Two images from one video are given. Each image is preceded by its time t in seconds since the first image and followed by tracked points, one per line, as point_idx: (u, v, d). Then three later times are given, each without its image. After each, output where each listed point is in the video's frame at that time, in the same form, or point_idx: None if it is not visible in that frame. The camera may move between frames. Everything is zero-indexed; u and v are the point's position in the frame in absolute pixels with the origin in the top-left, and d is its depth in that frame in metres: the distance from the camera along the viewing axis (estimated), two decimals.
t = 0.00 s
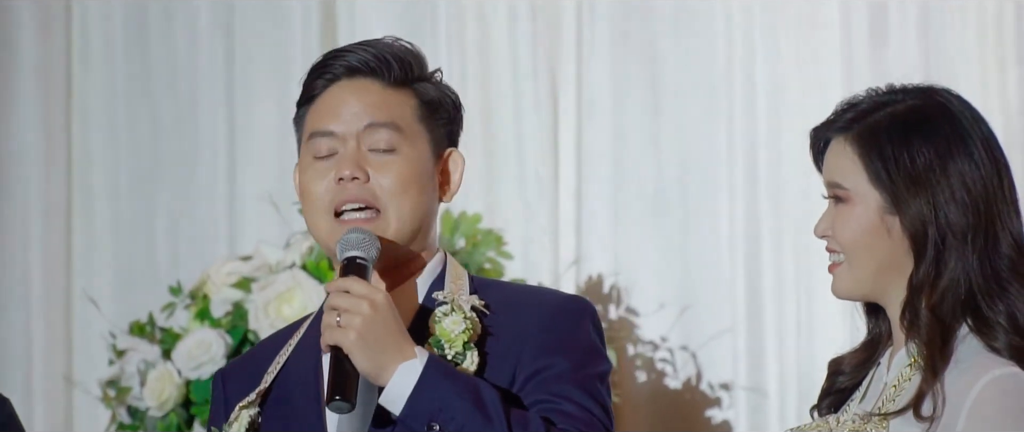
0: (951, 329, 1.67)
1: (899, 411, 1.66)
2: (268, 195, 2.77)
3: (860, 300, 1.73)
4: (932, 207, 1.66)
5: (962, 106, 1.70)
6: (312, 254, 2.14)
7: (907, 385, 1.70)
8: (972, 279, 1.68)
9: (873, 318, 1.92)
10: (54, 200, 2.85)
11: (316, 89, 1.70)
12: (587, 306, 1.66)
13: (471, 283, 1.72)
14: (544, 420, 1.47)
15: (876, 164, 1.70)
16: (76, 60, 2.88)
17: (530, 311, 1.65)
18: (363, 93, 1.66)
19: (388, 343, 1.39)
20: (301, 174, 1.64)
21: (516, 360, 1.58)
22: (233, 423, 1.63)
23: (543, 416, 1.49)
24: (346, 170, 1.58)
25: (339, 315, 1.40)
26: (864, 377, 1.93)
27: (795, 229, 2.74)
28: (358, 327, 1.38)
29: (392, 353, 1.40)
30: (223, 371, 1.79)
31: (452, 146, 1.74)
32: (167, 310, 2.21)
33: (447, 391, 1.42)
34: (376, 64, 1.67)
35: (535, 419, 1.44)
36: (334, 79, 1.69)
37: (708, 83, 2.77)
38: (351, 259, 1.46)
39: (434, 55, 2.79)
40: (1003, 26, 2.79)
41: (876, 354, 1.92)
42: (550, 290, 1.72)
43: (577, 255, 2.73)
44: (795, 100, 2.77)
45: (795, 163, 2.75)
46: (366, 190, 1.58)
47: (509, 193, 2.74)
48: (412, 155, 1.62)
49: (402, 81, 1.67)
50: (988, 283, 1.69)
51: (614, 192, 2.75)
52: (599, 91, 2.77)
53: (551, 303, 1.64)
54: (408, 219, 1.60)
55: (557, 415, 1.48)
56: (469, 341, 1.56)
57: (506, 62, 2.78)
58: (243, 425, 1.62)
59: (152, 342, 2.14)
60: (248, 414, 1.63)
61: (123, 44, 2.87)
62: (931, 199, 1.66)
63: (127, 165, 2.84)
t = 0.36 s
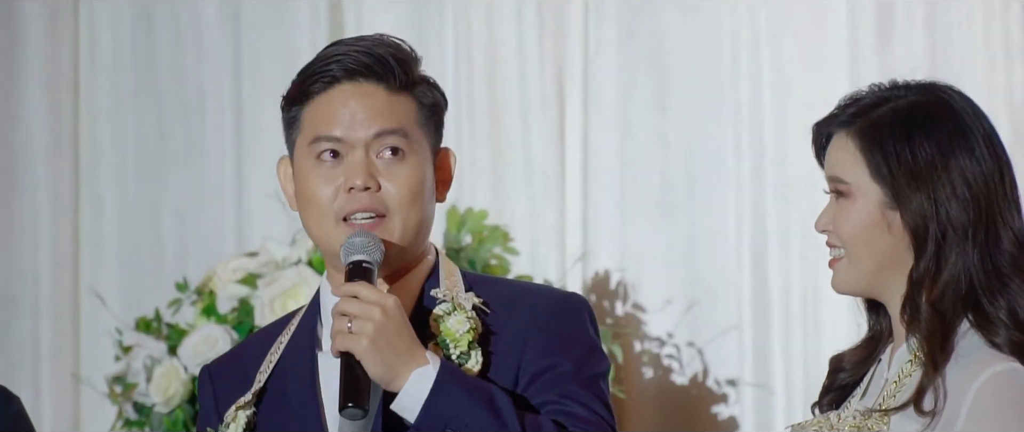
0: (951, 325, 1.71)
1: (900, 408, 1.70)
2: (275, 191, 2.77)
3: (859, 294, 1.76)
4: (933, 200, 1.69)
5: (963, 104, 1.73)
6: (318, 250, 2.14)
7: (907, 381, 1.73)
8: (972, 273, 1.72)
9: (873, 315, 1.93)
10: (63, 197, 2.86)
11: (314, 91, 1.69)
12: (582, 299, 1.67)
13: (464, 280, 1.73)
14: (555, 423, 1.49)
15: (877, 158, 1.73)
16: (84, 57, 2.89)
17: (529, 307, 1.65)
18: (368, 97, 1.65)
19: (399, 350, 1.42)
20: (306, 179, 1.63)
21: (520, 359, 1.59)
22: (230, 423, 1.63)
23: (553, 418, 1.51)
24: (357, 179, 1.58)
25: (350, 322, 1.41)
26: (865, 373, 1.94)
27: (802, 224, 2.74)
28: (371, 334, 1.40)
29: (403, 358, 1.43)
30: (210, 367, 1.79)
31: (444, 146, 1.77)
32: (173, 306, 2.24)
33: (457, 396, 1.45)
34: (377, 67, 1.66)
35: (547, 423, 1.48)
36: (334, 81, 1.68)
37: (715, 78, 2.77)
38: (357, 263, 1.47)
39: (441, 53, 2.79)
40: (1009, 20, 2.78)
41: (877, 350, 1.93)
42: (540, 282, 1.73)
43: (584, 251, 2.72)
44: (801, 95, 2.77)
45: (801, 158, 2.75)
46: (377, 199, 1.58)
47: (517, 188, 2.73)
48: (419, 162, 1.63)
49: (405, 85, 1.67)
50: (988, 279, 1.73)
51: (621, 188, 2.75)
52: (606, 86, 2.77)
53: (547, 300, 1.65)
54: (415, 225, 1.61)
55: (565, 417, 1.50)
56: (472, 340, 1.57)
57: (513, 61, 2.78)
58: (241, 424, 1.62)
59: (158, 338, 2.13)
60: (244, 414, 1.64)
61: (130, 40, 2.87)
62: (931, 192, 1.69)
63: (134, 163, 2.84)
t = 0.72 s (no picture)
0: (958, 322, 1.69)
1: (905, 405, 1.69)
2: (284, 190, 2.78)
3: (864, 291, 1.76)
4: (939, 197, 1.68)
5: (970, 100, 1.72)
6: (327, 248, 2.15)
7: (913, 378, 1.72)
8: (979, 270, 1.70)
9: (879, 313, 1.93)
10: (73, 195, 2.86)
11: (314, 90, 1.69)
12: (584, 295, 1.66)
13: (468, 276, 1.72)
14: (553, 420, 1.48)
15: (885, 156, 1.72)
16: (95, 55, 2.89)
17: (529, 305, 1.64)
18: (366, 97, 1.65)
19: (396, 350, 1.41)
20: (305, 178, 1.64)
21: (520, 357, 1.58)
22: (234, 422, 1.63)
23: (553, 416, 1.50)
24: (354, 179, 1.58)
25: (347, 322, 1.41)
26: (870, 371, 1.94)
27: (810, 221, 2.74)
28: (366, 334, 1.39)
29: (399, 358, 1.41)
30: (218, 366, 1.79)
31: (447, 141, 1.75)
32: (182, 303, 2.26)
33: (454, 395, 1.43)
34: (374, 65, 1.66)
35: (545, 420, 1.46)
36: (331, 81, 1.68)
37: (725, 75, 2.76)
38: (355, 262, 1.47)
39: (451, 51, 2.79)
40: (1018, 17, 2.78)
41: (883, 348, 1.93)
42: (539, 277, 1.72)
43: (593, 249, 2.72)
44: (810, 92, 2.77)
45: (810, 155, 2.75)
46: (374, 198, 1.59)
47: (527, 186, 2.73)
48: (418, 160, 1.63)
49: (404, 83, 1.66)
50: (995, 275, 1.71)
51: (630, 185, 2.74)
52: (615, 83, 2.77)
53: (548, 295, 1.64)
54: (414, 223, 1.61)
55: (565, 414, 1.49)
56: (472, 337, 1.56)
57: (523, 59, 2.77)
58: (244, 423, 1.62)
59: (167, 336, 2.13)
60: (248, 412, 1.64)
61: (141, 38, 2.87)
62: (937, 189, 1.68)
63: (144, 161, 2.85)
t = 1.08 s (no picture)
0: (955, 322, 1.68)
1: (903, 404, 1.68)
2: (289, 189, 2.78)
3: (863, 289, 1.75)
4: (937, 195, 1.68)
5: (969, 99, 1.72)
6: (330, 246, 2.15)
7: (911, 377, 1.71)
8: (977, 269, 1.70)
9: (877, 312, 1.92)
10: (79, 194, 2.87)
11: (314, 81, 1.70)
12: (585, 294, 1.65)
13: (470, 274, 1.72)
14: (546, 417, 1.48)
15: (883, 155, 1.72)
16: (101, 54, 2.89)
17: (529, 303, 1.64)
18: (361, 87, 1.66)
19: (391, 343, 1.40)
20: (297, 166, 1.64)
21: (518, 353, 1.58)
22: (234, 420, 1.63)
23: (547, 412, 1.50)
24: (342, 163, 1.58)
25: (340, 316, 1.40)
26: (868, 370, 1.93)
27: (814, 219, 2.74)
28: (360, 328, 1.38)
29: (393, 351, 1.40)
30: (221, 365, 1.79)
31: (451, 137, 1.73)
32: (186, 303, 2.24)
33: (449, 387, 1.43)
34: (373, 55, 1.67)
35: (538, 416, 1.45)
36: (332, 71, 1.69)
37: (729, 73, 2.76)
38: (350, 257, 1.47)
39: (457, 50, 2.79)
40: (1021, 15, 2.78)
41: (881, 347, 1.92)
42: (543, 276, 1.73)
43: (598, 246, 2.72)
44: (815, 90, 2.76)
45: (815, 153, 2.74)
46: (361, 184, 1.58)
47: (531, 184, 2.73)
48: (410, 150, 1.62)
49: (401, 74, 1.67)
50: (994, 275, 1.70)
51: (635, 183, 2.74)
52: (620, 81, 2.76)
53: (549, 292, 1.64)
54: (404, 213, 1.60)
55: (561, 412, 1.49)
56: (470, 335, 1.56)
57: (528, 57, 2.77)
58: (245, 420, 1.62)
59: (171, 335, 2.14)
60: (248, 411, 1.63)
61: (146, 37, 2.88)
62: (935, 187, 1.68)
63: (150, 160, 2.85)
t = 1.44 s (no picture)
0: (959, 320, 1.67)
1: (905, 402, 1.66)
2: (302, 186, 2.79)
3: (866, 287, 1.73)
4: (940, 190, 1.67)
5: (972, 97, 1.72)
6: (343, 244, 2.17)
7: (914, 376, 1.69)
8: (981, 268, 1.69)
9: (879, 311, 1.91)
10: (94, 193, 2.86)
11: (322, 84, 1.71)
12: (593, 291, 1.63)
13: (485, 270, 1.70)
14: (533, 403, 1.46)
15: (887, 153, 1.71)
16: (116, 52, 2.90)
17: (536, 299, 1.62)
18: (359, 88, 1.65)
19: (380, 326, 1.42)
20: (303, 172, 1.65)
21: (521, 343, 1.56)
22: (247, 415, 1.63)
23: (535, 399, 1.48)
24: (338, 169, 1.58)
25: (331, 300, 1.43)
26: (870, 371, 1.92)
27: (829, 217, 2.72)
28: (349, 310, 1.41)
29: (382, 334, 1.42)
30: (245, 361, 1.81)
31: (461, 129, 1.70)
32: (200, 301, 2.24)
33: (438, 372, 1.41)
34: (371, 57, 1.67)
35: (522, 402, 1.42)
36: (336, 74, 1.70)
37: (743, 71, 2.75)
38: (345, 243, 1.49)
39: (471, 48, 2.78)
40: None
41: (883, 346, 1.91)
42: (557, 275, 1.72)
43: (612, 243, 2.71)
44: (829, 88, 2.75)
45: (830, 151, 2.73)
46: (357, 188, 1.57)
47: (546, 182, 2.72)
48: (406, 150, 1.60)
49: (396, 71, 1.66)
50: (997, 273, 1.69)
51: (650, 181, 2.73)
52: (634, 80, 2.77)
53: (553, 286, 1.63)
54: (403, 216, 1.59)
55: (549, 399, 1.47)
56: (471, 330, 1.55)
57: (543, 56, 2.76)
58: (258, 415, 1.62)
59: (185, 332, 2.15)
60: (263, 404, 1.64)
61: (161, 35, 2.88)
62: (939, 183, 1.67)
63: (165, 158, 2.86)
